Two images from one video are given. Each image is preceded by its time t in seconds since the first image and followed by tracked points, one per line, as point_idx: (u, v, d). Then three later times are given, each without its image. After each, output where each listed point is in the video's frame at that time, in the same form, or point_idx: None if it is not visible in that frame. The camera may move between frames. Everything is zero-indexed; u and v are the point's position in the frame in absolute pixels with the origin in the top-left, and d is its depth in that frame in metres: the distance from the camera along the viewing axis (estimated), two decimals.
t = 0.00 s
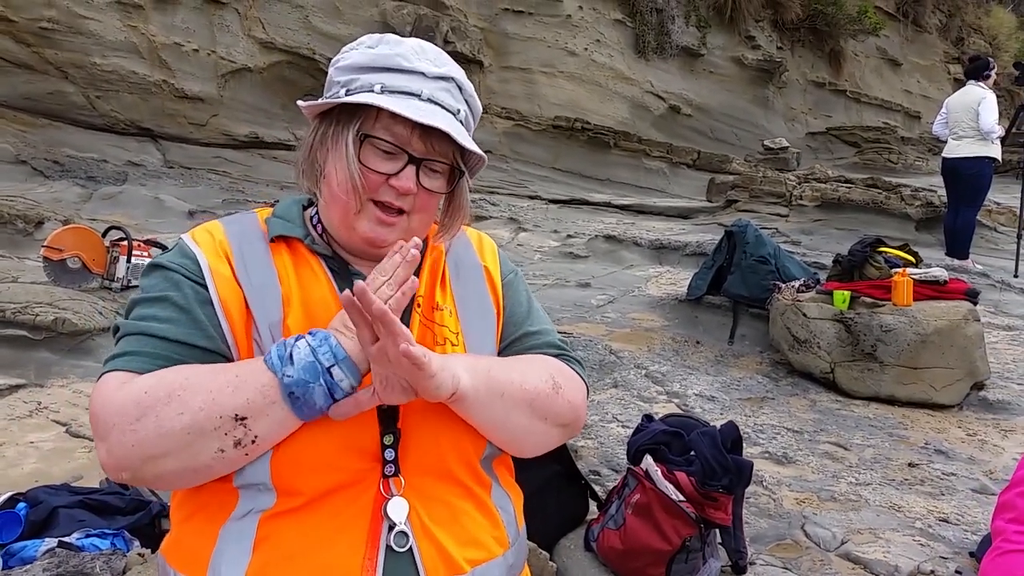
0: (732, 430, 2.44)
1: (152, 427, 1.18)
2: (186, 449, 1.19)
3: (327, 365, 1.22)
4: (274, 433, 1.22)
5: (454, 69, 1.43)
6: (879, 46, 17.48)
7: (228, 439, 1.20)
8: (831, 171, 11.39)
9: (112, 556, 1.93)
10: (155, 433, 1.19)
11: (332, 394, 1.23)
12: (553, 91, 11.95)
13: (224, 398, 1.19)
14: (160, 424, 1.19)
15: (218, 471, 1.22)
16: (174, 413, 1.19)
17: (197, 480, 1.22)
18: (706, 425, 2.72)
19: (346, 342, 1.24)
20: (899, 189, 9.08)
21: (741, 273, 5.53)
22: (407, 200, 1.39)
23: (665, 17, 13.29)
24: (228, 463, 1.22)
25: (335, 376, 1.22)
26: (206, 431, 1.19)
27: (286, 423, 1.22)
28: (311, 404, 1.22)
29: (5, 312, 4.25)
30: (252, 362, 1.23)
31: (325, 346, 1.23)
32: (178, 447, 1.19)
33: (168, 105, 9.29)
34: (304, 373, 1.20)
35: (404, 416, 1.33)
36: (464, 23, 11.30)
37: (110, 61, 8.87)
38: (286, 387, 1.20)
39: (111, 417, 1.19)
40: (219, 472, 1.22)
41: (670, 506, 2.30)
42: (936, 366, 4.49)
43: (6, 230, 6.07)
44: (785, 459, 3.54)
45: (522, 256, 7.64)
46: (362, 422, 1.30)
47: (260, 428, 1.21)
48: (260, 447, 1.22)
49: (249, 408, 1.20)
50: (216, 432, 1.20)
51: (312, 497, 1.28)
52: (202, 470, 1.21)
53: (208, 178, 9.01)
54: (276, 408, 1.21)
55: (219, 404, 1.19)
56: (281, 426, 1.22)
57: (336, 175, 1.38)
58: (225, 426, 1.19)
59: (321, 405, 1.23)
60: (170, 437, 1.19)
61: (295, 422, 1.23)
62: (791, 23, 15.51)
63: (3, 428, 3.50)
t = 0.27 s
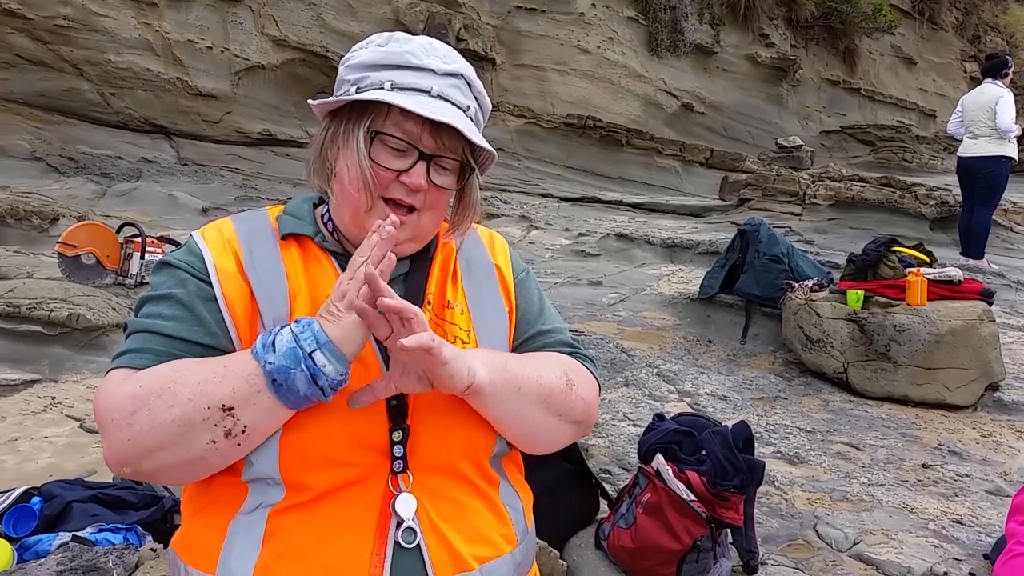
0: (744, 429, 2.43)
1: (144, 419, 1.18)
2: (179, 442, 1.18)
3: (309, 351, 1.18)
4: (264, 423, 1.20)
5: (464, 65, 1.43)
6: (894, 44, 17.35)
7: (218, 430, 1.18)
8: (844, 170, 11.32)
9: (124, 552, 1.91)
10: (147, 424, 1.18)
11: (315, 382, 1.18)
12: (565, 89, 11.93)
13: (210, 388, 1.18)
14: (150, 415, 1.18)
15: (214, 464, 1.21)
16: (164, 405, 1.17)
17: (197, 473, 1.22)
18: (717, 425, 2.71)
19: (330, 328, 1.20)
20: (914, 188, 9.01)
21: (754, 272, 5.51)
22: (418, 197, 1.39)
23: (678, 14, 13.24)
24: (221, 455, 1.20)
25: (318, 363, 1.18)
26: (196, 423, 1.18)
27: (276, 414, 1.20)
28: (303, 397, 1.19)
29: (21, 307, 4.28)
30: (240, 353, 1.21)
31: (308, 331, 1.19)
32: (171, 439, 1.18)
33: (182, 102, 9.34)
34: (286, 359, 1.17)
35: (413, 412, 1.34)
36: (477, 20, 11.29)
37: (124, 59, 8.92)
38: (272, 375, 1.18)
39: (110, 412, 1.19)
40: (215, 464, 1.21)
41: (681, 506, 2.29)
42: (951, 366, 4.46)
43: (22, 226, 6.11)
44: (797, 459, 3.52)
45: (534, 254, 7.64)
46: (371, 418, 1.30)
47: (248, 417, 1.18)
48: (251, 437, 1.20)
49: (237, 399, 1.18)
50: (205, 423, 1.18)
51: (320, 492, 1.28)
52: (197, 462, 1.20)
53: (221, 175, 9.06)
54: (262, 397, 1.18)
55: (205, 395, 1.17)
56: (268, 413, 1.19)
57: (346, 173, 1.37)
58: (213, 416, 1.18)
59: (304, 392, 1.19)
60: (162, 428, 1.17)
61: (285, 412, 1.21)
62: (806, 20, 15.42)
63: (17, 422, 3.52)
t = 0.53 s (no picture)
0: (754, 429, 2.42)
1: (124, 427, 1.17)
2: (157, 451, 1.17)
3: (269, 362, 1.12)
4: (235, 432, 1.16)
5: (467, 64, 1.43)
6: (906, 40, 17.25)
7: (191, 440, 1.16)
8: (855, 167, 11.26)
9: (136, 553, 1.93)
10: (127, 433, 1.17)
11: (276, 394, 1.13)
12: (574, 88, 11.91)
13: (179, 399, 1.14)
14: (128, 425, 1.16)
15: (198, 471, 1.19)
16: (139, 417, 1.16)
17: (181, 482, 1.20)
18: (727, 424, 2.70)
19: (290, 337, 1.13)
20: (926, 185, 8.95)
21: (764, 270, 5.49)
22: (421, 198, 1.38)
23: (688, 12, 13.20)
24: (199, 463, 1.18)
25: (276, 372, 1.12)
26: (167, 433, 1.15)
27: (247, 422, 1.16)
28: (270, 406, 1.14)
29: (33, 308, 4.31)
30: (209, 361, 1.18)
31: (268, 341, 1.13)
32: (149, 450, 1.16)
33: (192, 103, 9.38)
34: (245, 372, 1.12)
35: (416, 418, 1.32)
36: (486, 20, 11.29)
37: (135, 61, 8.96)
38: (231, 384, 1.13)
39: (98, 425, 1.19)
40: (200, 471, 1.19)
41: (690, 505, 2.29)
42: (963, 365, 4.43)
43: (34, 228, 6.16)
44: (808, 459, 3.51)
45: (543, 253, 7.64)
46: (372, 424, 1.29)
47: (218, 428, 1.15)
48: (227, 443, 1.17)
49: (204, 409, 1.14)
50: (178, 434, 1.15)
51: (321, 497, 1.28)
52: (177, 470, 1.18)
53: (232, 176, 9.11)
54: (228, 408, 1.14)
55: (174, 406, 1.14)
56: (234, 419, 1.15)
57: (348, 174, 1.37)
58: (184, 427, 1.15)
59: (269, 403, 1.14)
60: (139, 439, 1.16)
61: (254, 420, 1.17)
62: (816, 17, 15.34)
63: (30, 423, 3.55)
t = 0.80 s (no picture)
0: (760, 430, 2.41)
1: (123, 436, 1.16)
2: (153, 462, 1.17)
3: (268, 382, 1.12)
4: (233, 447, 1.16)
5: (469, 62, 1.43)
6: (914, 40, 17.17)
7: (188, 453, 1.16)
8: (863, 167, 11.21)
9: (140, 550, 1.94)
10: (125, 444, 1.17)
11: (274, 414, 1.13)
12: (581, 87, 11.90)
13: (176, 413, 1.14)
14: (127, 435, 1.16)
15: (196, 483, 1.19)
16: (137, 428, 1.16)
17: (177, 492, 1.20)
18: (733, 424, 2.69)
19: (290, 355, 1.13)
20: (934, 186, 8.91)
21: (771, 271, 5.48)
22: (422, 198, 1.38)
23: (695, 12, 13.17)
24: (196, 475, 1.18)
25: (275, 393, 1.12)
26: (165, 446, 1.15)
27: (244, 438, 1.16)
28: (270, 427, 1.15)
29: (40, 307, 4.33)
30: (208, 372, 1.17)
31: (267, 361, 1.13)
32: (147, 459, 1.16)
33: (199, 102, 9.40)
34: (245, 392, 1.12)
35: (416, 423, 1.31)
36: (493, 19, 11.29)
37: (143, 59, 8.97)
38: (230, 401, 1.13)
39: (94, 429, 1.19)
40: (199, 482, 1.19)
41: (695, 506, 2.28)
42: (971, 366, 4.40)
43: (42, 226, 6.18)
44: (814, 460, 3.50)
45: (549, 252, 7.64)
46: (371, 429, 1.28)
47: (216, 444, 1.15)
48: (225, 458, 1.17)
49: (202, 424, 1.14)
50: (175, 446, 1.15)
51: (319, 501, 1.27)
52: (175, 481, 1.18)
53: (239, 175, 9.13)
54: (226, 425, 1.14)
55: (172, 420, 1.14)
56: (233, 436, 1.15)
57: (349, 174, 1.37)
58: (181, 441, 1.15)
59: (266, 421, 1.14)
60: (136, 450, 1.16)
61: (250, 437, 1.16)
62: (824, 17, 15.28)
63: (37, 421, 3.57)
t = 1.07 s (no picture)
0: (768, 427, 2.39)
1: (119, 418, 1.09)
2: (150, 451, 1.10)
3: (270, 369, 1.05)
4: (232, 434, 1.08)
5: (483, 57, 1.37)
6: (925, 34, 17.04)
7: (186, 441, 1.08)
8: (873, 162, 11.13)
9: (145, 548, 1.92)
10: (122, 426, 1.09)
11: (276, 402, 1.06)
12: (588, 83, 11.87)
13: (174, 400, 1.07)
14: (124, 417, 1.09)
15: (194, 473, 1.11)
16: (135, 410, 1.08)
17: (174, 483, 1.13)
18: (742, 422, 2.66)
19: (294, 344, 1.06)
20: (944, 180, 8.83)
21: (780, 267, 5.44)
22: (435, 191, 1.31)
23: (703, 6, 13.10)
24: (192, 465, 1.10)
25: (277, 381, 1.05)
26: (162, 434, 1.08)
27: (245, 428, 1.09)
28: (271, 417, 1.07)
29: (48, 304, 4.33)
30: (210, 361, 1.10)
31: (271, 348, 1.06)
32: (143, 448, 1.09)
33: (206, 100, 9.42)
34: (245, 377, 1.05)
35: (429, 419, 1.21)
36: (499, 14, 11.27)
37: (149, 57, 8.96)
38: (230, 387, 1.06)
39: (92, 415, 1.12)
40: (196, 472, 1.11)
41: (703, 503, 2.26)
42: (981, 362, 4.37)
43: (49, 224, 6.20)
44: (823, 457, 3.47)
45: (556, 249, 7.62)
46: (382, 424, 1.18)
47: (215, 432, 1.08)
48: (223, 447, 1.09)
49: (202, 411, 1.07)
50: (173, 434, 1.08)
51: (328, 499, 1.17)
52: (169, 470, 1.10)
53: (246, 172, 9.16)
54: (226, 412, 1.07)
55: (170, 405, 1.07)
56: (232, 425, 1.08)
57: (360, 166, 1.30)
58: (179, 428, 1.07)
59: (267, 410, 1.06)
60: (132, 437, 1.09)
61: (252, 426, 1.09)
62: (833, 11, 15.18)
63: (44, 418, 3.58)
